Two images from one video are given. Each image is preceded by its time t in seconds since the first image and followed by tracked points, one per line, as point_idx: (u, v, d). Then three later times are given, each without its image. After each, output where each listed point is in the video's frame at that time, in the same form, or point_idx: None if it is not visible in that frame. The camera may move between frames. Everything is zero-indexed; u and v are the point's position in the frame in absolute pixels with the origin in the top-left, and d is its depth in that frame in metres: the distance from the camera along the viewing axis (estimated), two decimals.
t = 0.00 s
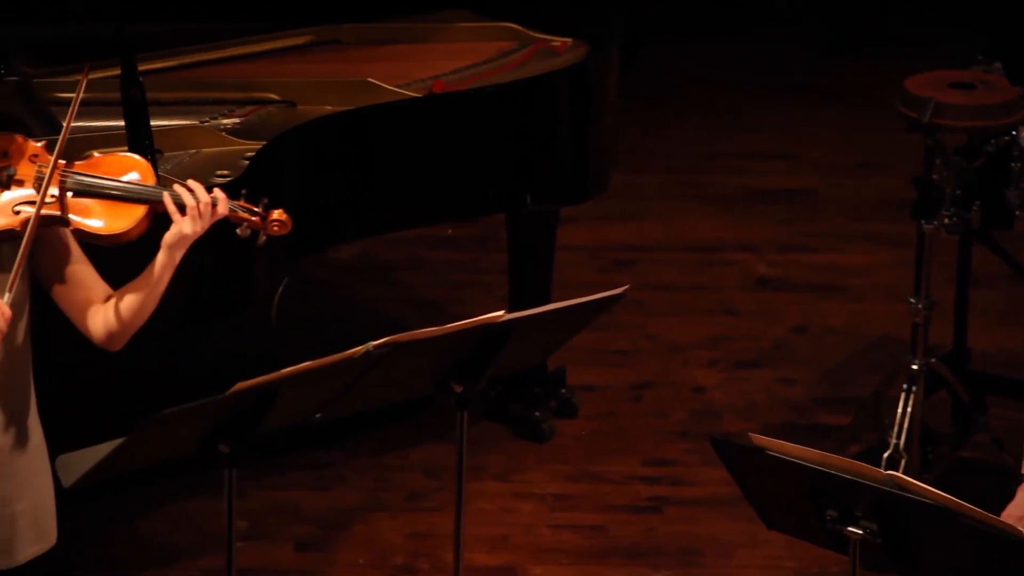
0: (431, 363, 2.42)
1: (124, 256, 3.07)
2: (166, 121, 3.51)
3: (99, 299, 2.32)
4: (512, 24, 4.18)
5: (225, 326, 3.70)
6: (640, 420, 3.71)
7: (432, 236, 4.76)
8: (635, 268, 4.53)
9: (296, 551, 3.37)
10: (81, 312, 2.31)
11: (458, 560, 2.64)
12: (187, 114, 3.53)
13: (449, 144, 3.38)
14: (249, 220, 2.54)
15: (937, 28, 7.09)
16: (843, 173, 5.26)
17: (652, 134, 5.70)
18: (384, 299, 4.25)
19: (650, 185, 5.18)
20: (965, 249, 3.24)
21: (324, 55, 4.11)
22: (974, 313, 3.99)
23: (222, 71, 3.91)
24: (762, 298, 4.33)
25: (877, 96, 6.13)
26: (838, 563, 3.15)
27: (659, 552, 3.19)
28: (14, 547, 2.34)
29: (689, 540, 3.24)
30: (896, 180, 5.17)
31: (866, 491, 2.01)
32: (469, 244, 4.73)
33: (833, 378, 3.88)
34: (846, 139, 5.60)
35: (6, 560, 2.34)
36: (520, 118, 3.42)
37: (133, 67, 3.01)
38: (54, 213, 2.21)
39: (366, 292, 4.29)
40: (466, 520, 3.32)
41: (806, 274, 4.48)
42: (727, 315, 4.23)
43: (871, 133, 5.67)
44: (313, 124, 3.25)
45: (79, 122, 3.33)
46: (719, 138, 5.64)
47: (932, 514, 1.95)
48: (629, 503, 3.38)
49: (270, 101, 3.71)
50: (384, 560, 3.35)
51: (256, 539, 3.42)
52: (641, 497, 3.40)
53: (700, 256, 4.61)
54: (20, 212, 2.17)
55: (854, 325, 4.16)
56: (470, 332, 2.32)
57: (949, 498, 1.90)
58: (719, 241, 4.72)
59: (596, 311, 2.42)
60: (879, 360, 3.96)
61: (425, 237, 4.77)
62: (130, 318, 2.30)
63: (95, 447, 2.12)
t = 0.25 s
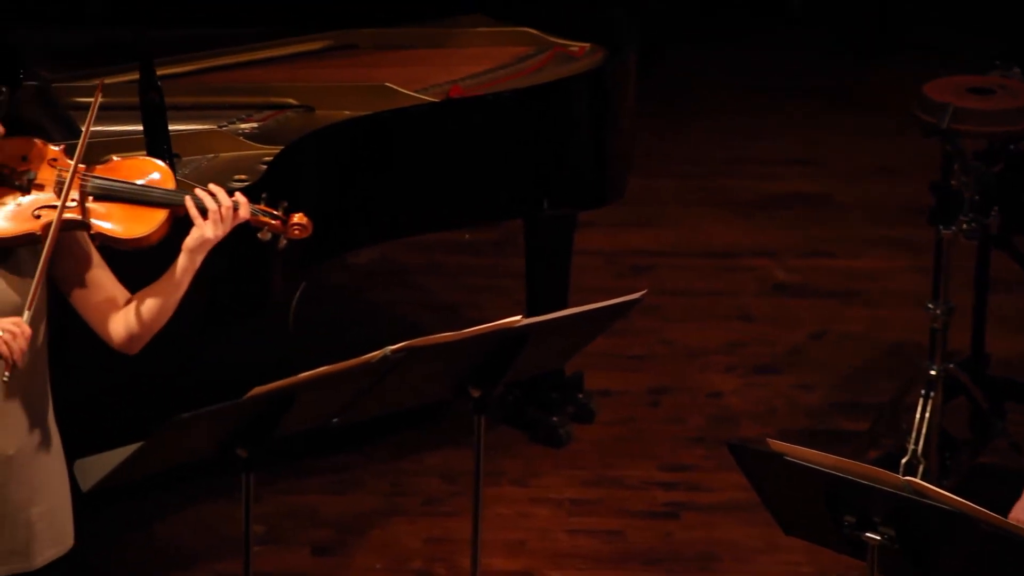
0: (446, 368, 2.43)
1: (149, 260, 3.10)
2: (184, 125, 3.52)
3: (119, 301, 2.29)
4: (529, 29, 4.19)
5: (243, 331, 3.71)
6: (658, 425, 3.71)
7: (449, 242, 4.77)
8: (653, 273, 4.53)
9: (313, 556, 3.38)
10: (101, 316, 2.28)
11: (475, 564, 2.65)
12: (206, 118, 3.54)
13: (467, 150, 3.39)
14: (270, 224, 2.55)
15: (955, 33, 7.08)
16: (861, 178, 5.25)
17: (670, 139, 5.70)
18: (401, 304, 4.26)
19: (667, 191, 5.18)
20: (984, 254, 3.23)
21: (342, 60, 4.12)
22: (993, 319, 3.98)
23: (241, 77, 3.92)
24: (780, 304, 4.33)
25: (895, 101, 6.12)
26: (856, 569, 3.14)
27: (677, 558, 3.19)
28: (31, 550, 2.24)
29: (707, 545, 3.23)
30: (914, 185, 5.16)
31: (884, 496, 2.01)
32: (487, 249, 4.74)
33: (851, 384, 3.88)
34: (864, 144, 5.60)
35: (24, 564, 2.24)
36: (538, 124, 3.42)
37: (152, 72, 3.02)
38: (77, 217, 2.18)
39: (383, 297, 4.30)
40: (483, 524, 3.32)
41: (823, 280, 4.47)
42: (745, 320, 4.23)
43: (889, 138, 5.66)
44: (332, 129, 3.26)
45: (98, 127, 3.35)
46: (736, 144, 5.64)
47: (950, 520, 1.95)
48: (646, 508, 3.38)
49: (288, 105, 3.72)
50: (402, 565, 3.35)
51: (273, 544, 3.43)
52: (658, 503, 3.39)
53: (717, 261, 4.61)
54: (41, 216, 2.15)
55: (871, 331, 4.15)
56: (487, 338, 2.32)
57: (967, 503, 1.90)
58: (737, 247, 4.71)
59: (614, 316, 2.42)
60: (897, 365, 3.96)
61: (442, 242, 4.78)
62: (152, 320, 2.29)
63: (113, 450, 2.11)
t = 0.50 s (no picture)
0: (464, 373, 2.43)
1: (169, 267, 3.11)
2: (204, 130, 3.53)
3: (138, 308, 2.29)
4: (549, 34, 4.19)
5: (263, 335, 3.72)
6: (677, 431, 3.70)
7: (469, 246, 4.78)
8: (673, 278, 4.53)
9: (331, 560, 3.39)
10: (121, 322, 2.28)
11: (495, 568, 2.65)
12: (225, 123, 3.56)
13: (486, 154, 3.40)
14: (291, 231, 2.56)
15: (976, 38, 7.06)
16: (881, 183, 5.24)
17: (689, 144, 5.70)
18: (421, 309, 4.27)
19: (687, 196, 5.18)
20: (1004, 259, 3.22)
21: (362, 65, 4.13)
22: (1014, 325, 3.97)
23: (261, 81, 3.94)
24: (800, 309, 4.32)
25: (916, 106, 6.10)
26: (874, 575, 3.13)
27: (695, 563, 3.18)
28: (50, 553, 2.24)
29: (725, 551, 3.23)
30: (935, 190, 5.15)
31: (903, 502, 2.00)
32: (507, 254, 4.75)
33: (871, 389, 3.87)
34: (884, 149, 5.58)
35: (42, 566, 2.24)
36: (557, 128, 3.42)
37: (171, 77, 3.04)
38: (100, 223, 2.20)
39: (402, 302, 4.31)
40: (502, 529, 3.32)
41: (843, 285, 4.46)
42: (764, 325, 4.22)
43: (909, 143, 5.64)
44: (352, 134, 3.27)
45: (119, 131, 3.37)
46: (756, 149, 5.63)
47: (969, 526, 1.94)
48: (665, 513, 3.37)
49: (307, 110, 3.73)
50: (420, 570, 3.36)
51: (292, 548, 3.44)
52: (677, 508, 3.39)
53: (737, 266, 4.60)
54: (62, 222, 2.16)
55: (891, 336, 4.14)
56: (507, 342, 2.32)
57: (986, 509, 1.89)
58: (757, 252, 4.71)
59: (633, 321, 2.42)
60: (917, 371, 3.94)
61: (462, 247, 4.79)
62: (172, 326, 2.29)
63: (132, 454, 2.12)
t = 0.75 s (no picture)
0: (487, 377, 2.44)
1: (193, 274, 3.13)
2: (228, 134, 3.55)
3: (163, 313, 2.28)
4: (572, 39, 4.20)
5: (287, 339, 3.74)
6: (701, 435, 3.70)
7: (492, 251, 4.78)
8: (696, 282, 4.53)
9: (355, 564, 3.40)
10: (145, 328, 2.27)
11: (517, 573, 2.66)
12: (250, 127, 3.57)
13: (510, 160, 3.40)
14: (317, 240, 2.57)
15: (1002, 43, 7.03)
16: (905, 187, 5.23)
17: (713, 148, 5.69)
18: (444, 313, 4.28)
19: (710, 200, 5.17)
20: None
21: (385, 70, 4.15)
22: None
23: (284, 86, 3.95)
24: (823, 313, 4.31)
25: (940, 110, 6.08)
26: None
27: (718, 568, 3.18)
28: (73, 556, 2.24)
29: (749, 556, 3.23)
30: (959, 194, 5.13)
31: (927, 507, 2.00)
32: (529, 259, 4.75)
33: (895, 394, 3.86)
34: (908, 154, 5.57)
35: (65, 570, 2.24)
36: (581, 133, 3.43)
37: (195, 81, 3.05)
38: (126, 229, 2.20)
39: (426, 306, 4.32)
40: (525, 532, 3.33)
41: (867, 290, 4.45)
42: (788, 330, 4.22)
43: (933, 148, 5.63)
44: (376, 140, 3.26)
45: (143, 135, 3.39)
46: (779, 153, 5.63)
47: (993, 532, 1.94)
48: (689, 517, 3.38)
49: (331, 114, 3.74)
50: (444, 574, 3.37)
51: (315, 551, 3.45)
52: (701, 512, 3.39)
53: (760, 271, 4.60)
54: (88, 227, 2.16)
55: (916, 341, 4.13)
56: (530, 346, 2.33)
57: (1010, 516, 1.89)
58: (780, 257, 4.70)
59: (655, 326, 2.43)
60: (941, 376, 3.93)
61: (485, 251, 4.79)
62: (197, 331, 2.28)
63: (151, 460, 2.15)
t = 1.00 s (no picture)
0: (510, 381, 2.45)
1: (216, 279, 3.14)
2: (252, 138, 3.58)
3: (187, 319, 2.28)
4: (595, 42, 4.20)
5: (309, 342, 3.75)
6: (723, 439, 3.70)
7: (514, 255, 4.79)
8: (719, 286, 4.52)
9: (376, 567, 3.41)
10: (170, 333, 2.27)
11: None
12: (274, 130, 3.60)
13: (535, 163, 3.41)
14: (340, 249, 2.58)
15: None
16: (929, 191, 5.21)
17: (735, 152, 5.69)
18: (466, 317, 4.28)
19: (732, 204, 5.17)
20: None
21: (407, 74, 4.16)
22: None
23: (306, 89, 3.96)
24: (846, 318, 4.30)
25: (964, 114, 6.06)
26: None
27: (740, 572, 3.18)
28: (94, 558, 2.26)
29: (771, 561, 3.22)
30: (984, 199, 5.11)
31: (951, 512, 1.99)
32: (551, 262, 4.76)
33: (918, 399, 3.85)
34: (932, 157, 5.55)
35: (87, 571, 2.26)
36: (605, 137, 3.44)
37: (219, 83, 3.05)
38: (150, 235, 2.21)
39: (448, 310, 4.32)
40: (547, 536, 3.33)
41: (891, 294, 4.44)
42: (811, 334, 4.21)
43: (957, 151, 5.61)
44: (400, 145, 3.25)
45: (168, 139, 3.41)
46: (802, 157, 5.61)
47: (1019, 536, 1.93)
48: (711, 521, 3.37)
49: (353, 118, 3.77)
50: None
51: (337, 554, 3.46)
52: (723, 517, 3.39)
53: (783, 275, 4.59)
54: (111, 232, 2.17)
55: (939, 346, 4.12)
56: (553, 350, 2.35)
57: None
58: (803, 261, 4.69)
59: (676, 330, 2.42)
60: (965, 381, 3.92)
61: (507, 255, 4.80)
62: (220, 338, 2.27)
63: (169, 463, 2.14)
